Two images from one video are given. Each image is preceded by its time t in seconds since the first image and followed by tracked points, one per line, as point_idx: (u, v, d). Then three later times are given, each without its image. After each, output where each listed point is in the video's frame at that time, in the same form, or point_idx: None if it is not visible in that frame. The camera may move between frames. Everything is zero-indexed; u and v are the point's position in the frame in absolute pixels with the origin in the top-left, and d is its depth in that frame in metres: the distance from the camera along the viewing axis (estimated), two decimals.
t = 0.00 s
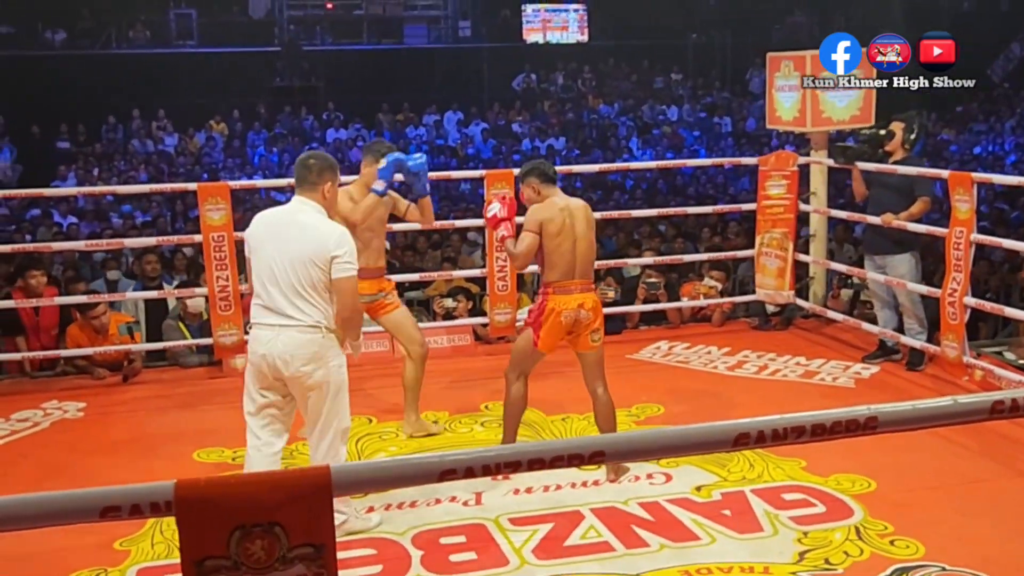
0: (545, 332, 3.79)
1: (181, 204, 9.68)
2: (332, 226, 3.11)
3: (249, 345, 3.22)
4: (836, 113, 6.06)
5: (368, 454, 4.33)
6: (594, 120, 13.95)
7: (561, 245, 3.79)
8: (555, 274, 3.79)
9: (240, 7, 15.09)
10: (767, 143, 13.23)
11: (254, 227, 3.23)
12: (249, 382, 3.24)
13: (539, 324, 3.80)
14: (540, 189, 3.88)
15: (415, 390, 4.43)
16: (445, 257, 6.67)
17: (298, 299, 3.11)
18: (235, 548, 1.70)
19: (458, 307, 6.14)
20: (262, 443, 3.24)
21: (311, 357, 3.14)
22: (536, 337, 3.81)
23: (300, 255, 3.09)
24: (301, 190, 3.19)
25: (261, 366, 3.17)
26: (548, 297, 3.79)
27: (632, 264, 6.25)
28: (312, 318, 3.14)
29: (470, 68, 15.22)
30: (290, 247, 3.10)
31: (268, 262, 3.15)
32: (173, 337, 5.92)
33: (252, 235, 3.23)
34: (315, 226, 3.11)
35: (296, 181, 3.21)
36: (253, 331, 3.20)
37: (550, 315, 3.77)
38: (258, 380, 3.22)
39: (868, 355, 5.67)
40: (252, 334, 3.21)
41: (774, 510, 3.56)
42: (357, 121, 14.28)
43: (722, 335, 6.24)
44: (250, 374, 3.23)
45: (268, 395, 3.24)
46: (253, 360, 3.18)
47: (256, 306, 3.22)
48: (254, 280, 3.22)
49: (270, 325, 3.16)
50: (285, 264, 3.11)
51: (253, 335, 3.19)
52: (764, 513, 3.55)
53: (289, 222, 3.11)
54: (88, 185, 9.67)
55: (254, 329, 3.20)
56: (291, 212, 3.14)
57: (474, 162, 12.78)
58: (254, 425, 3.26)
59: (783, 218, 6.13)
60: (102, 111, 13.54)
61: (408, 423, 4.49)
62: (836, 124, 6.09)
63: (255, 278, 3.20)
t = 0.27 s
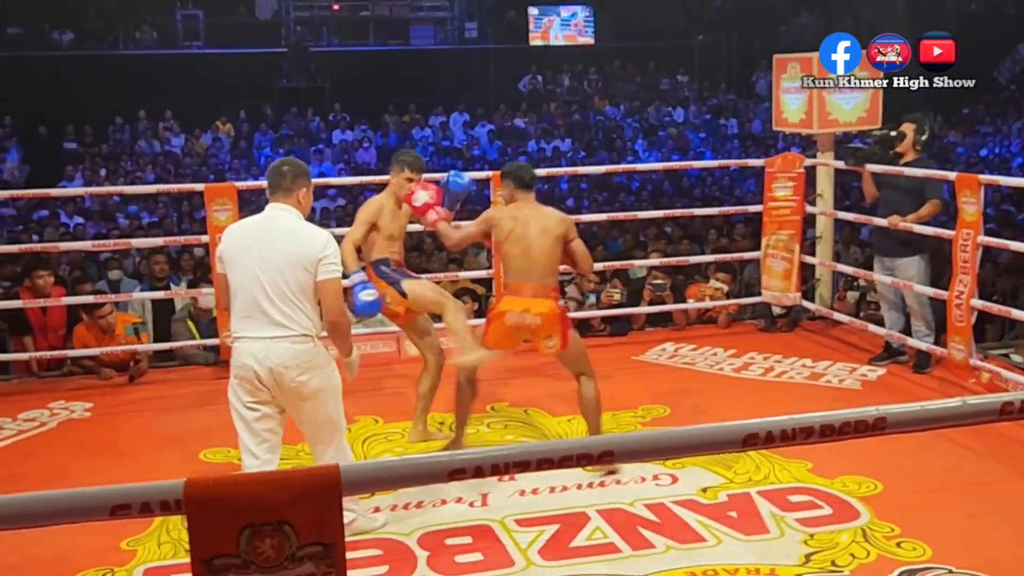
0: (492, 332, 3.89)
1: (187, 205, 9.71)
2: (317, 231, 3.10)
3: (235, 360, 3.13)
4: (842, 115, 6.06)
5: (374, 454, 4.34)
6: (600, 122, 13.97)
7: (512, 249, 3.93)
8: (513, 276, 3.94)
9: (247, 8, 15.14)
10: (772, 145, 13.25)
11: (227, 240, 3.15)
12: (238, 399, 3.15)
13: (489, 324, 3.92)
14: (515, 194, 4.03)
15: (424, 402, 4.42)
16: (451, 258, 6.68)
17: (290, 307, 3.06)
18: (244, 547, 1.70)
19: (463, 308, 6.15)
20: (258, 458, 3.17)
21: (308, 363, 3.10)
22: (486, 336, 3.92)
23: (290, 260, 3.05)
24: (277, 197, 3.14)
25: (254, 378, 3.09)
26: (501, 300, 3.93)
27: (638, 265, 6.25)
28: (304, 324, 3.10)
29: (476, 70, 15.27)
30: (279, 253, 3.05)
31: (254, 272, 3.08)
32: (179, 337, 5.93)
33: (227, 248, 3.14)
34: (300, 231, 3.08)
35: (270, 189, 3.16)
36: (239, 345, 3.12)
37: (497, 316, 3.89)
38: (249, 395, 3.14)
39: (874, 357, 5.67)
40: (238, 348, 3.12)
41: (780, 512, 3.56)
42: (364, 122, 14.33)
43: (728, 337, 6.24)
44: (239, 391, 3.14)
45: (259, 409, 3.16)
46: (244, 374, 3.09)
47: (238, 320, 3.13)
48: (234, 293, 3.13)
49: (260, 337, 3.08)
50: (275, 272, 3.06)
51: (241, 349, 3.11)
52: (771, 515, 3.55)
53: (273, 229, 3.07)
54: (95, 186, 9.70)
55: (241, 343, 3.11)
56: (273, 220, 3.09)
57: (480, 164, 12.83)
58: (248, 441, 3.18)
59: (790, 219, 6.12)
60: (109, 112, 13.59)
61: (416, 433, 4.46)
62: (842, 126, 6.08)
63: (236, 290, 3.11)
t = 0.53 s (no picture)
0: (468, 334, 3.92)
1: (189, 207, 9.73)
2: (307, 229, 3.05)
3: (230, 366, 3.07)
4: (844, 118, 6.07)
5: (376, 456, 4.35)
6: (601, 125, 13.97)
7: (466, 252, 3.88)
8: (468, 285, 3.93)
9: (249, 11, 15.16)
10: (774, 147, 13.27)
11: (212, 243, 3.07)
12: (234, 404, 3.11)
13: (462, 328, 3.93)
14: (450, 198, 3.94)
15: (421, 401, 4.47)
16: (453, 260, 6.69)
17: (286, 309, 3.01)
18: (249, 547, 1.71)
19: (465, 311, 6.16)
20: (258, 462, 3.14)
21: (305, 364, 3.07)
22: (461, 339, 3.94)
23: (284, 261, 3.01)
24: (263, 198, 3.09)
25: (251, 382, 3.05)
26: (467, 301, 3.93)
27: (640, 268, 6.26)
28: (299, 325, 3.06)
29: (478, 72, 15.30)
30: (271, 255, 3.01)
31: (246, 276, 3.02)
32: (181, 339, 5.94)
33: (214, 251, 3.06)
34: (290, 230, 3.03)
35: (255, 189, 3.10)
36: (235, 350, 3.06)
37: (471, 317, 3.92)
38: (247, 399, 3.10)
39: (875, 359, 5.67)
40: (233, 353, 3.07)
41: (781, 514, 3.57)
42: (366, 124, 14.35)
43: (729, 339, 6.25)
44: (236, 396, 3.10)
45: (256, 412, 3.13)
46: (242, 379, 3.05)
47: (229, 325, 3.08)
48: (224, 297, 3.06)
49: (256, 341, 3.04)
50: (268, 273, 3.01)
51: (236, 354, 3.06)
52: (772, 517, 3.55)
53: (263, 230, 3.01)
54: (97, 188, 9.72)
55: (236, 347, 3.06)
56: (261, 221, 3.04)
57: (482, 165, 12.85)
58: (247, 445, 3.15)
59: (791, 222, 6.13)
60: (111, 115, 13.61)
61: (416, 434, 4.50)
62: (844, 128, 6.10)
63: (227, 295, 3.05)
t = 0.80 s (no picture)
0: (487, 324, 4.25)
1: (190, 207, 9.74)
2: (309, 228, 3.09)
3: (231, 366, 3.05)
4: (844, 118, 6.07)
5: (375, 456, 4.35)
6: (602, 125, 13.95)
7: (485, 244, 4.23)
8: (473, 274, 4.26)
9: (250, 11, 15.17)
10: (775, 147, 13.26)
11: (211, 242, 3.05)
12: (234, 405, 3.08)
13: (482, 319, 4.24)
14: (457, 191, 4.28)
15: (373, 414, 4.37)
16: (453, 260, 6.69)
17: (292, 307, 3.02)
18: (243, 547, 1.71)
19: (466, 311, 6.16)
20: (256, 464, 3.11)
21: (310, 363, 3.07)
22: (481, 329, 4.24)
23: (289, 259, 3.02)
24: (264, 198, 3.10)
25: (256, 381, 3.04)
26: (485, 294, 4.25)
27: (640, 268, 6.26)
28: (302, 323, 3.07)
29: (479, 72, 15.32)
30: (276, 253, 3.02)
31: (250, 274, 3.01)
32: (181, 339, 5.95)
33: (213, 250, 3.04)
34: (293, 229, 3.06)
35: (256, 189, 3.12)
36: (236, 349, 3.04)
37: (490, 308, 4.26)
38: (248, 400, 3.07)
39: (875, 360, 5.67)
40: (234, 353, 3.04)
41: (780, 515, 3.56)
42: (367, 124, 14.36)
43: (730, 340, 6.25)
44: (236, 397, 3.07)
45: (254, 413, 3.10)
46: (245, 379, 3.03)
47: (228, 323, 3.05)
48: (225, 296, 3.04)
49: (260, 339, 3.03)
50: (273, 271, 3.02)
51: (238, 353, 3.03)
52: (771, 518, 3.55)
53: (268, 228, 3.03)
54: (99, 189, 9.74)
55: (238, 346, 3.04)
56: (264, 219, 3.05)
57: (483, 165, 12.85)
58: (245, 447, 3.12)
59: (791, 222, 6.12)
60: (113, 115, 13.63)
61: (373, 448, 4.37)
62: (844, 129, 6.09)
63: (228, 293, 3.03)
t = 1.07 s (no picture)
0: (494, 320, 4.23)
1: (192, 206, 9.76)
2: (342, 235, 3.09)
3: (265, 368, 3.03)
4: (846, 119, 6.07)
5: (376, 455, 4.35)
6: (604, 125, 13.97)
7: (486, 238, 4.22)
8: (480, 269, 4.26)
9: (253, 12, 15.19)
10: (777, 148, 13.27)
11: (245, 246, 3.05)
12: (265, 406, 3.06)
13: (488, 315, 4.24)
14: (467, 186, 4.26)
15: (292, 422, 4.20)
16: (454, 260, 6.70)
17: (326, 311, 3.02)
18: (241, 546, 1.71)
19: (466, 311, 6.17)
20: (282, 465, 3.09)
21: (346, 365, 3.06)
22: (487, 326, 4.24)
23: (325, 262, 3.03)
24: (294, 202, 3.10)
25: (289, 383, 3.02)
26: (491, 289, 4.23)
27: (642, 268, 6.26)
28: (338, 326, 3.06)
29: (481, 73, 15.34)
30: (312, 257, 3.02)
31: (286, 278, 3.02)
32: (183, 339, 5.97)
33: (248, 254, 3.05)
34: (327, 234, 3.07)
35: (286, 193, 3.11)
36: (271, 350, 3.03)
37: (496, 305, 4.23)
38: (280, 401, 3.05)
39: (877, 361, 5.67)
40: (267, 355, 3.03)
41: (781, 515, 3.56)
42: (368, 125, 14.38)
43: (731, 340, 6.25)
44: (267, 398, 3.05)
45: (284, 415, 3.08)
46: (279, 381, 3.01)
47: (263, 325, 3.05)
48: (261, 299, 3.04)
49: (296, 340, 3.02)
50: (309, 274, 3.02)
51: (273, 354, 3.02)
52: (771, 518, 3.55)
53: (301, 233, 3.03)
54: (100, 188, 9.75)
55: (273, 348, 3.03)
56: (299, 224, 3.05)
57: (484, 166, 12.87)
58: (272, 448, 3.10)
59: (792, 223, 6.12)
60: (115, 115, 13.66)
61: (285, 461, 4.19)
62: (845, 129, 6.09)
63: (264, 296, 3.03)
